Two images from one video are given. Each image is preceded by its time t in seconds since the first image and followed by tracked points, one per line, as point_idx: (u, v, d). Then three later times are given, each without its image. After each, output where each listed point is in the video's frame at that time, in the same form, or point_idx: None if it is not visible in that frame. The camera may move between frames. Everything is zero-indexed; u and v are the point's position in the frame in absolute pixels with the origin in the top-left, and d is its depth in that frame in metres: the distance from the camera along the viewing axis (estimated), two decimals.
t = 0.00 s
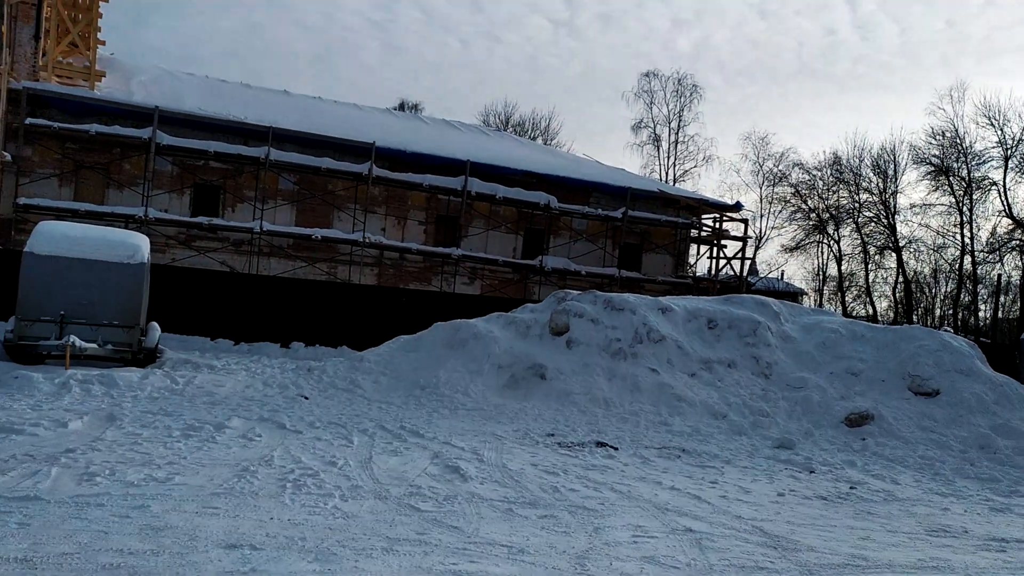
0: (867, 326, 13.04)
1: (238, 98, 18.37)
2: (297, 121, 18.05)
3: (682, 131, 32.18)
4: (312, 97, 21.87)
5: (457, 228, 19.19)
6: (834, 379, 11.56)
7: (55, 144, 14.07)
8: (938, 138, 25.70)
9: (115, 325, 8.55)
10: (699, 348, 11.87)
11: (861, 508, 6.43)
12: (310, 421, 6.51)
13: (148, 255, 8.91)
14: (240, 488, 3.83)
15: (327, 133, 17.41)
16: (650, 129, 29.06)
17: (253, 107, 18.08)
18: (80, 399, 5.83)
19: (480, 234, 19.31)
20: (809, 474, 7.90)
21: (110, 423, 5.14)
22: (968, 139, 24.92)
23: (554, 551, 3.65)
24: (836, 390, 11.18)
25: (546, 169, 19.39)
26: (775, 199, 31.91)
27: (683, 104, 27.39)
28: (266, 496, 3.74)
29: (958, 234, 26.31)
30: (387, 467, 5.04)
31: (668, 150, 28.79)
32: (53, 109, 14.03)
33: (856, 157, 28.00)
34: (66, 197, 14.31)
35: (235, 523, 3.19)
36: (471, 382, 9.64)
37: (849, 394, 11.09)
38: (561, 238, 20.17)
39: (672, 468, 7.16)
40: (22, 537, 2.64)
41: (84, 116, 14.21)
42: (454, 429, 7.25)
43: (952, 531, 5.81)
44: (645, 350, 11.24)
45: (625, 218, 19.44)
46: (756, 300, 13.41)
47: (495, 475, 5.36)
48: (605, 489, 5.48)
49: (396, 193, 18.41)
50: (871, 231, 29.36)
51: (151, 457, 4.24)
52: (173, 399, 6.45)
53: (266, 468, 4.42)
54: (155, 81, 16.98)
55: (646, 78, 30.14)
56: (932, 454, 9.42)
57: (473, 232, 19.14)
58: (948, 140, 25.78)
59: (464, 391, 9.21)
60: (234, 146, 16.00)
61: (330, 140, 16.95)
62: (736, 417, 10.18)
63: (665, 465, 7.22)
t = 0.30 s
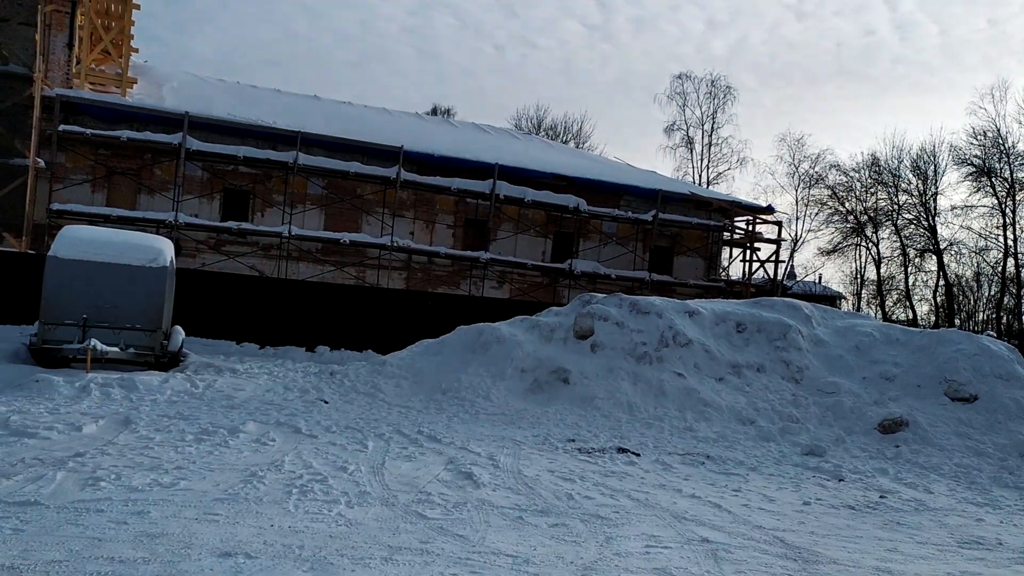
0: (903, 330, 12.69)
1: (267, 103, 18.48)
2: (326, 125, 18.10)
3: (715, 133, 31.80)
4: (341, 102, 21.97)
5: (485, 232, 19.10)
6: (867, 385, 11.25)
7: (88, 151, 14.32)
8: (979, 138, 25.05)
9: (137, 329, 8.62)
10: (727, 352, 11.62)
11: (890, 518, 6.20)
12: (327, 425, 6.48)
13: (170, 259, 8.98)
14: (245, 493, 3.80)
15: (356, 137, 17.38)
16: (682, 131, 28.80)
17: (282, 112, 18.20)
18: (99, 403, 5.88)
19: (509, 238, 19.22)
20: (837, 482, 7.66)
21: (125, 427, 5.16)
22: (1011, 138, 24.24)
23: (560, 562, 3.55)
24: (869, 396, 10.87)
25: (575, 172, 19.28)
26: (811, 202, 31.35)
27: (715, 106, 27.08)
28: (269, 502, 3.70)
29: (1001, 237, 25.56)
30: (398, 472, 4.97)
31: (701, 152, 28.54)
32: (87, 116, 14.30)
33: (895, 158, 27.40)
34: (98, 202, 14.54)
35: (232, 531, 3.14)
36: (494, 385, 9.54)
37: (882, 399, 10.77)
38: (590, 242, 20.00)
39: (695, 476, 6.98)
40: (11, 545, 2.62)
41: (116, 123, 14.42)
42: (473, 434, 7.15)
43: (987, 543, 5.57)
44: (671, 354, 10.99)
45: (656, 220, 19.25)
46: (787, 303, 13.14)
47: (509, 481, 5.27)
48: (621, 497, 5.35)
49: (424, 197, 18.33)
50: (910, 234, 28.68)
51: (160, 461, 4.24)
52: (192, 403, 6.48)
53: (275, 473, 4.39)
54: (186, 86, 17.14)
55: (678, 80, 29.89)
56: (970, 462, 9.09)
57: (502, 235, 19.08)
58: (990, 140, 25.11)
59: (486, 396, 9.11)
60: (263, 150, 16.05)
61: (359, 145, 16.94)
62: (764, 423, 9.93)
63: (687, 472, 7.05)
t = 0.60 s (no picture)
0: (924, 335, 12.42)
1: (284, 108, 18.51)
2: (343, 131, 18.03)
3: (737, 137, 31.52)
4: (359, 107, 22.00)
5: (502, 237, 18.98)
6: (887, 392, 11.01)
7: (106, 157, 14.45)
8: (1007, 140, 24.57)
9: (144, 336, 8.65)
10: (742, 357, 11.43)
11: (904, 532, 6.02)
12: (330, 433, 6.43)
13: (179, 266, 9.02)
14: (234, 505, 3.75)
15: (372, 142, 17.28)
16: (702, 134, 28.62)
17: (299, 117, 18.24)
18: (102, 410, 5.88)
19: (526, 242, 19.11)
20: (852, 493, 7.48)
21: (124, 436, 5.15)
22: None
23: None
24: (888, 403, 10.63)
25: (593, 176, 19.17)
26: (835, 205, 30.93)
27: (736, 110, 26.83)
28: (259, 515, 3.65)
29: None
30: (397, 483, 4.90)
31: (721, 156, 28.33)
32: (105, 123, 14.45)
33: (920, 160, 26.96)
34: (116, 209, 14.66)
35: (214, 545, 3.10)
36: (503, 392, 9.44)
37: (902, 407, 10.53)
38: (608, 246, 19.85)
39: (704, 486, 6.84)
40: None
41: (134, 130, 14.55)
42: (479, 442, 7.06)
43: (1005, 559, 5.38)
44: (684, 360, 10.84)
45: (674, 224, 19.07)
46: (805, 308, 12.92)
47: (511, 492, 5.19)
48: (624, 509, 5.24)
49: (440, 202, 18.19)
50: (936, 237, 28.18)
51: (153, 471, 4.22)
52: (196, 411, 6.47)
53: (270, 484, 4.35)
54: (203, 93, 17.18)
55: (697, 84, 29.71)
56: (992, 472, 8.84)
57: (519, 240, 18.96)
58: (1017, 142, 24.61)
59: (495, 403, 9.02)
60: (279, 156, 16.00)
61: (375, 150, 16.82)
62: (780, 431, 9.73)
63: (697, 482, 6.92)
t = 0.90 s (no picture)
0: (936, 340, 12.20)
1: (292, 112, 18.48)
2: (350, 134, 17.89)
3: (750, 140, 31.30)
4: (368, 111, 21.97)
5: (510, 241, 18.82)
6: (897, 398, 10.82)
7: (113, 162, 14.51)
8: None
9: (142, 341, 8.64)
10: (750, 362, 11.27)
11: (909, 543, 5.87)
12: (324, 440, 6.36)
13: (176, 270, 8.99)
14: (212, 516, 3.68)
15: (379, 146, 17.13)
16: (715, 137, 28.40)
17: (308, 120, 18.23)
18: (94, 417, 5.86)
19: (535, 246, 18.98)
20: (858, 502, 7.31)
21: (112, 443, 5.12)
22: None
23: None
24: (899, 409, 10.43)
25: (602, 180, 19.06)
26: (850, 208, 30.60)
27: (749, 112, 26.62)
28: (236, 526, 3.58)
29: None
30: (385, 491, 4.82)
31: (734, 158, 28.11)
32: (112, 128, 14.52)
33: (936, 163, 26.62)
34: (123, 213, 14.70)
35: (182, 558, 3.02)
36: (505, 397, 9.33)
37: (913, 413, 10.33)
38: (618, 250, 19.70)
39: (705, 495, 6.71)
40: None
41: (141, 134, 14.61)
42: (476, 449, 6.96)
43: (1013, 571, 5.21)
44: (690, 365, 10.71)
45: (685, 228, 18.95)
46: (814, 312, 12.73)
47: (503, 501, 5.09)
48: (618, 519, 5.12)
49: (448, 206, 18.00)
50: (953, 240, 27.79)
51: (134, 480, 4.18)
52: (191, 417, 6.43)
53: (253, 493, 4.27)
54: (211, 98, 17.19)
55: (710, 87, 29.53)
56: (1004, 480, 8.63)
57: (528, 243, 18.84)
58: None
59: (496, 409, 8.91)
60: (287, 160, 15.87)
61: (382, 153, 16.61)
62: (787, 438, 9.55)
63: (698, 491, 6.79)
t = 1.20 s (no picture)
0: (943, 345, 12.03)
1: (295, 116, 18.42)
2: (353, 138, 17.76)
3: (758, 143, 31.13)
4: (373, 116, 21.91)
5: (514, 245, 18.69)
6: (902, 404, 10.65)
7: (114, 167, 14.52)
8: None
9: (133, 347, 8.60)
10: (752, 367, 11.12)
11: (908, 555, 5.73)
12: (314, 447, 6.28)
13: (169, 275, 8.96)
14: (185, 529, 3.61)
15: (381, 150, 17.03)
16: (722, 140, 28.31)
17: (311, 124, 18.15)
18: (80, 425, 5.81)
19: (539, 250, 18.85)
20: (858, 512, 7.18)
21: (94, 451, 5.08)
22: None
23: None
24: (904, 416, 10.27)
25: (607, 184, 18.94)
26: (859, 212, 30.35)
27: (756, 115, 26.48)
28: (208, 539, 3.50)
29: None
30: (369, 502, 4.73)
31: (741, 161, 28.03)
32: (114, 133, 14.55)
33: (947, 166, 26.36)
34: (125, 218, 14.70)
35: None
36: (502, 403, 9.23)
37: (918, 420, 10.17)
38: (623, 254, 19.57)
39: (701, 504, 6.59)
40: None
41: (142, 139, 14.62)
42: (469, 457, 6.87)
43: None
44: (690, 371, 10.58)
45: (690, 232, 18.81)
46: (818, 316, 12.58)
47: (490, 511, 4.99)
48: (608, 530, 5.01)
49: (452, 210, 17.84)
50: (964, 245, 27.48)
51: (110, 490, 4.13)
52: (180, 424, 6.38)
53: (232, 504, 4.20)
54: (213, 102, 17.15)
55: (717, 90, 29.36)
56: (1010, 489, 8.46)
57: (532, 248, 18.71)
58: None
59: (492, 415, 8.81)
60: (289, 164, 15.75)
61: (385, 157, 16.49)
62: (788, 445, 9.41)
63: (693, 500, 6.68)
